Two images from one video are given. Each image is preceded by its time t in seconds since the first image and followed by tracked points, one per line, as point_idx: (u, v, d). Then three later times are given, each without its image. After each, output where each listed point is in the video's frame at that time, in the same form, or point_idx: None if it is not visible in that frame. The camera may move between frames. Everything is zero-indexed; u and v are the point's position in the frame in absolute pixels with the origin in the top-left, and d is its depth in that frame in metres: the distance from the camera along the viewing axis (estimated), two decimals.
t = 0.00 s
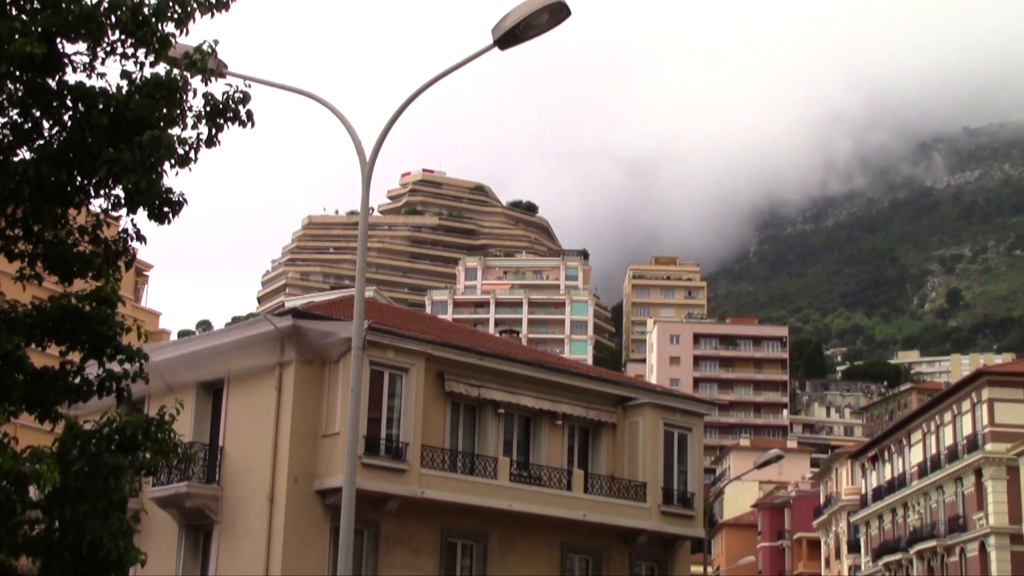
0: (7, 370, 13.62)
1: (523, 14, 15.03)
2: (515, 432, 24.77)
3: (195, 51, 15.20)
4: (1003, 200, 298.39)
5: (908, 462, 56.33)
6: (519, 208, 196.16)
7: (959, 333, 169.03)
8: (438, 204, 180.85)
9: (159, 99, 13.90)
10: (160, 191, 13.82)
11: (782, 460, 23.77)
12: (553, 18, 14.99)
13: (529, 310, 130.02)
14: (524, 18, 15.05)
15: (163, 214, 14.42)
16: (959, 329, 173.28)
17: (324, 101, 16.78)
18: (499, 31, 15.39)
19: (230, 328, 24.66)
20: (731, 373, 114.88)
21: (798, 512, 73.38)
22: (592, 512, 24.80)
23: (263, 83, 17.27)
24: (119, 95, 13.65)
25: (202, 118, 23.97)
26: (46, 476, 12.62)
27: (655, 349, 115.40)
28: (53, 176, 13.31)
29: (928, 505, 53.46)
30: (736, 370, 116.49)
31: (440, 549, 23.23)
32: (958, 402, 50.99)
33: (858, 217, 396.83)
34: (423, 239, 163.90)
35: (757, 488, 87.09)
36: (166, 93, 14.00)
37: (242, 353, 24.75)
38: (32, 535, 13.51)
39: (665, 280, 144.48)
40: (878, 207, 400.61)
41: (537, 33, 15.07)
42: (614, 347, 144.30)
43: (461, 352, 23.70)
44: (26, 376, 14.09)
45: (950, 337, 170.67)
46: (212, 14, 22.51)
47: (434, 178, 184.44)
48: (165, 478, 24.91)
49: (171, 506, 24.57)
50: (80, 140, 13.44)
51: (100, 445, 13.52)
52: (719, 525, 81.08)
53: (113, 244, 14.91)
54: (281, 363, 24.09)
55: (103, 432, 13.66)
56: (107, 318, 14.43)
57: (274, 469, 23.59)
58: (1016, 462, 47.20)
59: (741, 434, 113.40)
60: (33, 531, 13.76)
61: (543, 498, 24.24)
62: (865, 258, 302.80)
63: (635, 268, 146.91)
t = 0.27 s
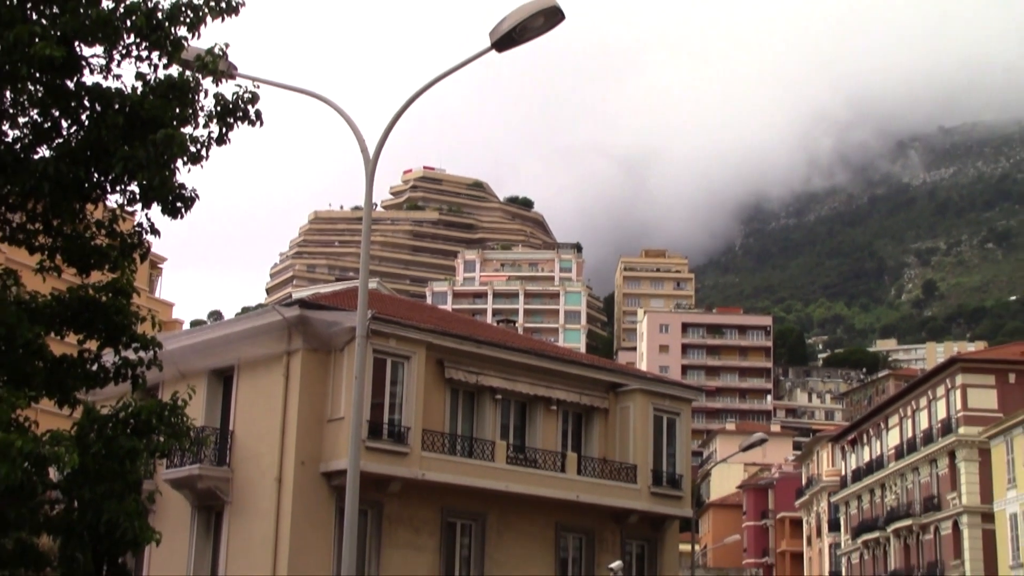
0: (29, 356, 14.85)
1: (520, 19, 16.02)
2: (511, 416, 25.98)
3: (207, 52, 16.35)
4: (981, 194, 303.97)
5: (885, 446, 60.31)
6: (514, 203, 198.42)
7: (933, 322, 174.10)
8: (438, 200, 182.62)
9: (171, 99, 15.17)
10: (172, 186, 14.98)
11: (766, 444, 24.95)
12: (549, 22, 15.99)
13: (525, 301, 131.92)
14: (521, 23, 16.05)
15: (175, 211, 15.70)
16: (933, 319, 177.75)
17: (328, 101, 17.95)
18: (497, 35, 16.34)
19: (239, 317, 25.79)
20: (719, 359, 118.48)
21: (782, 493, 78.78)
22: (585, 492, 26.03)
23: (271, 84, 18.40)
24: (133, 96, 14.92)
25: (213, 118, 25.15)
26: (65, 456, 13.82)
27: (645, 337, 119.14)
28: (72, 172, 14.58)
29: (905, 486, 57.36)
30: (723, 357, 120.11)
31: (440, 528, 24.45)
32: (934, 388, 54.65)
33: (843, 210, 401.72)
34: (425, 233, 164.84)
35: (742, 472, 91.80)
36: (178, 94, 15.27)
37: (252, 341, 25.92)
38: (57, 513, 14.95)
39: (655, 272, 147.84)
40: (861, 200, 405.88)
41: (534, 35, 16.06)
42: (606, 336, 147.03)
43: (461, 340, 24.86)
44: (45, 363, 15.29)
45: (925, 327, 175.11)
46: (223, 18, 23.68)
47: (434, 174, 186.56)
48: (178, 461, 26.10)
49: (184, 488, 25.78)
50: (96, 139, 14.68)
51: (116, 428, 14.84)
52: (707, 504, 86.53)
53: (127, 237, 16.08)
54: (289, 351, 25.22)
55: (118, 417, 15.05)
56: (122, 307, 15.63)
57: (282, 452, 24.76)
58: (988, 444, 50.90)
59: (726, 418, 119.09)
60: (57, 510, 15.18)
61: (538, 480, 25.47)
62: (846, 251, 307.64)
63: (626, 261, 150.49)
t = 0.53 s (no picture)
0: (47, 343, 15.42)
1: (520, 20, 16.98)
2: (508, 401, 27.24)
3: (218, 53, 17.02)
4: (962, 186, 308.98)
5: (865, 428, 64.08)
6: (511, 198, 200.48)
7: (910, 311, 178.45)
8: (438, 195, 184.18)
9: (183, 98, 15.74)
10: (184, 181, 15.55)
11: (751, 427, 26.15)
12: (545, 24, 17.03)
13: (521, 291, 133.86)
14: (520, 24, 17.02)
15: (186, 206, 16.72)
16: (909, 308, 182.08)
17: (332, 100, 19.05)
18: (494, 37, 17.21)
19: (248, 306, 27.01)
20: (706, 347, 122.17)
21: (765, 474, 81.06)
22: (578, 474, 27.29)
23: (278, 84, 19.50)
24: (147, 95, 15.50)
25: (223, 116, 26.29)
26: (81, 441, 14.46)
27: (636, 325, 123.25)
28: (90, 167, 15.14)
29: (883, 467, 61.04)
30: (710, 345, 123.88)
31: (440, 508, 25.68)
32: (910, 373, 58.53)
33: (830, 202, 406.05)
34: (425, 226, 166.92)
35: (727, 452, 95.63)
36: (189, 93, 15.84)
37: (261, 329, 27.13)
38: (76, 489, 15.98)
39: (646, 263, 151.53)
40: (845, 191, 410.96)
41: (531, 36, 17.03)
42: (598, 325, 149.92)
43: (460, 328, 26.07)
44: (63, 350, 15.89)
45: (902, 315, 179.32)
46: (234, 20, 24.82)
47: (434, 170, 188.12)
48: (191, 443, 27.36)
49: (196, 468, 27.03)
50: (113, 136, 15.25)
51: (131, 413, 15.66)
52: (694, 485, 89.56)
53: (141, 231, 16.79)
54: (296, 339, 26.43)
55: (134, 401, 15.86)
56: (137, 298, 16.27)
57: (289, 436, 25.96)
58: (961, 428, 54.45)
59: (713, 403, 123.12)
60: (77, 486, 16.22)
61: (534, 462, 26.73)
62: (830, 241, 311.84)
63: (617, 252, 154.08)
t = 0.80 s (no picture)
0: (65, 332, 15.18)
1: (516, 23, 18.02)
2: (504, 386, 28.55)
3: (227, 57, 16.64)
4: (943, 179, 314.76)
5: (845, 413, 69.43)
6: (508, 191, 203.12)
7: (888, 302, 183.24)
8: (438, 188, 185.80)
9: (195, 96, 15.16)
10: (195, 177, 14.94)
11: (737, 412, 27.39)
12: (539, 25, 18.10)
13: (517, 282, 135.90)
14: (516, 27, 18.08)
15: (196, 197, 17.38)
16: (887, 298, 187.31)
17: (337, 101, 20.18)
18: (491, 40, 18.24)
19: (256, 296, 28.25)
20: (694, 335, 126.91)
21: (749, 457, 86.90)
22: (571, 456, 28.60)
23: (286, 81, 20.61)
24: (161, 94, 14.94)
25: (232, 114, 27.45)
26: (98, 425, 13.49)
27: (627, 314, 127.62)
28: (105, 164, 14.60)
29: (862, 448, 66.19)
30: (697, 333, 128.90)
31: (439, 488, 26.95)
32: (889, 360, 63.49)
33: (817, 195, 411.12)
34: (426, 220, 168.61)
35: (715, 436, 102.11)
36: (200, 92, 15.25)
37: (268, 319, 28.36)
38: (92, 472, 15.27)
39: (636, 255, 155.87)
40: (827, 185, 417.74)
41: (527, 37, 18.04)
42: (590, 314, 153.31)
43: (458, 317, 27.29)
44: (78, 340, 15.40)
45: (880, 305, 184.57)
46: (243, 23, 26.02)
47: (433, 166, 190.19)
48: (202, 426, 28.63)
49: (207, 450, 28.31)
50: (127, 132, 14.68)
51: (146, 397, 14.83)
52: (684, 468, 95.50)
53: (155, 225, 16.27)
54: (302, 327, 27.66)
55: (148, 387, 14.98)
56: (151, 290, 15.94)
57: (296, 419, 27.17)
58: (937, 412, 59.41)
59: (700, 388, 128.65)
60: (92, 471, 15.41)
61: (530, 445, 28.02)
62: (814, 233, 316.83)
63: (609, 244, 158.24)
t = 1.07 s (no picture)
0: (82, 320, 16.43)
1: (513, 26, 19.01)
2: (501, 373, 29.86)
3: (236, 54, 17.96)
4: (928, 173, 319.20)
5: (826, 399, 72.17)
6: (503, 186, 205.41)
7: (869, 293, 186.93)
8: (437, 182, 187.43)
9: (205, 95, 16.61)
10: (204, 171, 16.32)
11: (724, 398, 28.57)
12: (535, 27, 19.02)
13: (514, 274, 137.56)
14: (513, 29, 19.08)
15: (208, 193, 18.32)
16: (867, 290, 191.07)
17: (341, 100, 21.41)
18: (490, 39, 19.17)
19: (264, 286, 29.47)
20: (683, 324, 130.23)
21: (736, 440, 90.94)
22: (565, 439, 29.93)
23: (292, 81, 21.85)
24: (172, 93, 16.26)
25: (241, 112, 28.61)
26: (112, 409, 14.95)
27: (618, 305, 130.82)
28: (119, 159, 15.92)
29: (842, 432, 68.90)
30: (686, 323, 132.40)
31: (439, 470, 28.23)
32: (869, 347, 65.66)
33: (804, 189, 415.55)
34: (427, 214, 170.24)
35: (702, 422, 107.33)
36: (209, 91, 16.68)
37: (276, 308, 29.61)
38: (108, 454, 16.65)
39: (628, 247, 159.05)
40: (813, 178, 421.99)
41: (523, 37, 18.99)
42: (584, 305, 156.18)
43: (458, 307, 28.53)
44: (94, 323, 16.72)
45: (861, 296, 188.28)
46: (253, 24, 27.19)
47: (434, 162, 191.84)
48: (212, 411, 29.89)
49: (217, 434, 29.57)
50: (140, 130, 16.02)
51: (158, 382, 16.43)
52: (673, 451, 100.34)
53: (165, 217, 17.62)
54: (307, 316, 28.88)
55: (159, 370, 16.57)
56: (162, 278, 17.14)
57: (302, 405, 28.37)
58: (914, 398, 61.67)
59: (689, 375, 132.15)
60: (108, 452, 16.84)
61: (526, 429, 29.34)
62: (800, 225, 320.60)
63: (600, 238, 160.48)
